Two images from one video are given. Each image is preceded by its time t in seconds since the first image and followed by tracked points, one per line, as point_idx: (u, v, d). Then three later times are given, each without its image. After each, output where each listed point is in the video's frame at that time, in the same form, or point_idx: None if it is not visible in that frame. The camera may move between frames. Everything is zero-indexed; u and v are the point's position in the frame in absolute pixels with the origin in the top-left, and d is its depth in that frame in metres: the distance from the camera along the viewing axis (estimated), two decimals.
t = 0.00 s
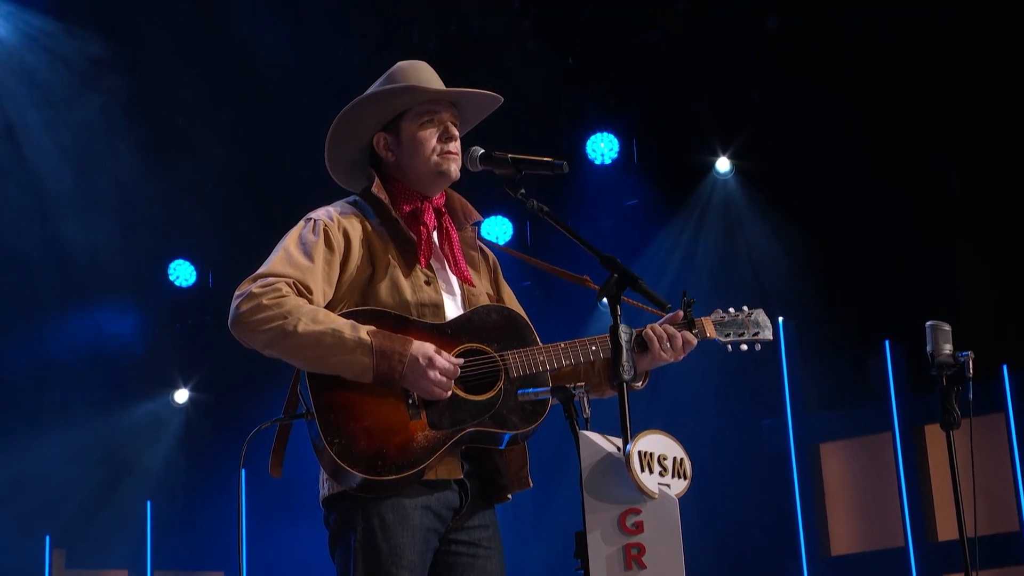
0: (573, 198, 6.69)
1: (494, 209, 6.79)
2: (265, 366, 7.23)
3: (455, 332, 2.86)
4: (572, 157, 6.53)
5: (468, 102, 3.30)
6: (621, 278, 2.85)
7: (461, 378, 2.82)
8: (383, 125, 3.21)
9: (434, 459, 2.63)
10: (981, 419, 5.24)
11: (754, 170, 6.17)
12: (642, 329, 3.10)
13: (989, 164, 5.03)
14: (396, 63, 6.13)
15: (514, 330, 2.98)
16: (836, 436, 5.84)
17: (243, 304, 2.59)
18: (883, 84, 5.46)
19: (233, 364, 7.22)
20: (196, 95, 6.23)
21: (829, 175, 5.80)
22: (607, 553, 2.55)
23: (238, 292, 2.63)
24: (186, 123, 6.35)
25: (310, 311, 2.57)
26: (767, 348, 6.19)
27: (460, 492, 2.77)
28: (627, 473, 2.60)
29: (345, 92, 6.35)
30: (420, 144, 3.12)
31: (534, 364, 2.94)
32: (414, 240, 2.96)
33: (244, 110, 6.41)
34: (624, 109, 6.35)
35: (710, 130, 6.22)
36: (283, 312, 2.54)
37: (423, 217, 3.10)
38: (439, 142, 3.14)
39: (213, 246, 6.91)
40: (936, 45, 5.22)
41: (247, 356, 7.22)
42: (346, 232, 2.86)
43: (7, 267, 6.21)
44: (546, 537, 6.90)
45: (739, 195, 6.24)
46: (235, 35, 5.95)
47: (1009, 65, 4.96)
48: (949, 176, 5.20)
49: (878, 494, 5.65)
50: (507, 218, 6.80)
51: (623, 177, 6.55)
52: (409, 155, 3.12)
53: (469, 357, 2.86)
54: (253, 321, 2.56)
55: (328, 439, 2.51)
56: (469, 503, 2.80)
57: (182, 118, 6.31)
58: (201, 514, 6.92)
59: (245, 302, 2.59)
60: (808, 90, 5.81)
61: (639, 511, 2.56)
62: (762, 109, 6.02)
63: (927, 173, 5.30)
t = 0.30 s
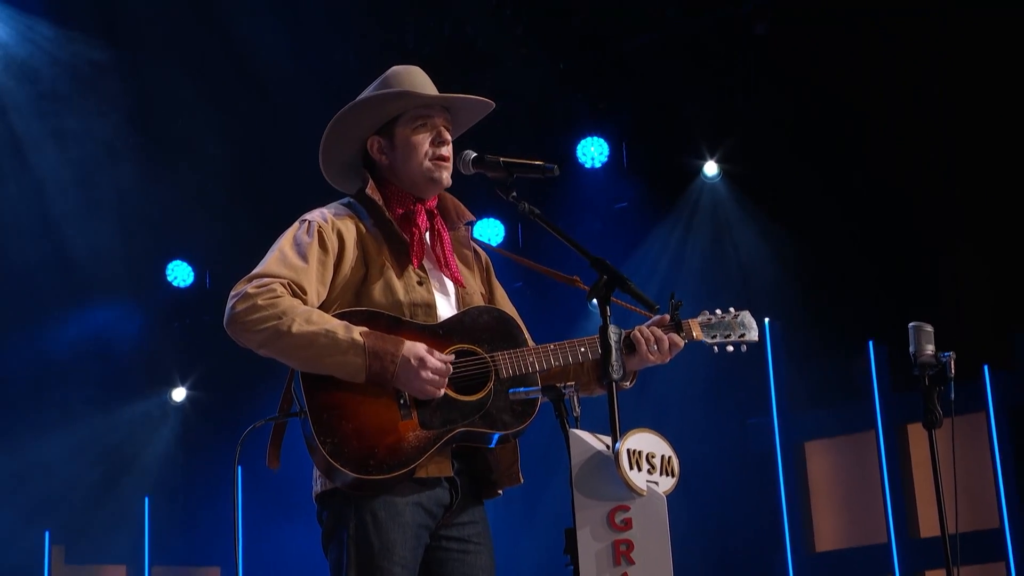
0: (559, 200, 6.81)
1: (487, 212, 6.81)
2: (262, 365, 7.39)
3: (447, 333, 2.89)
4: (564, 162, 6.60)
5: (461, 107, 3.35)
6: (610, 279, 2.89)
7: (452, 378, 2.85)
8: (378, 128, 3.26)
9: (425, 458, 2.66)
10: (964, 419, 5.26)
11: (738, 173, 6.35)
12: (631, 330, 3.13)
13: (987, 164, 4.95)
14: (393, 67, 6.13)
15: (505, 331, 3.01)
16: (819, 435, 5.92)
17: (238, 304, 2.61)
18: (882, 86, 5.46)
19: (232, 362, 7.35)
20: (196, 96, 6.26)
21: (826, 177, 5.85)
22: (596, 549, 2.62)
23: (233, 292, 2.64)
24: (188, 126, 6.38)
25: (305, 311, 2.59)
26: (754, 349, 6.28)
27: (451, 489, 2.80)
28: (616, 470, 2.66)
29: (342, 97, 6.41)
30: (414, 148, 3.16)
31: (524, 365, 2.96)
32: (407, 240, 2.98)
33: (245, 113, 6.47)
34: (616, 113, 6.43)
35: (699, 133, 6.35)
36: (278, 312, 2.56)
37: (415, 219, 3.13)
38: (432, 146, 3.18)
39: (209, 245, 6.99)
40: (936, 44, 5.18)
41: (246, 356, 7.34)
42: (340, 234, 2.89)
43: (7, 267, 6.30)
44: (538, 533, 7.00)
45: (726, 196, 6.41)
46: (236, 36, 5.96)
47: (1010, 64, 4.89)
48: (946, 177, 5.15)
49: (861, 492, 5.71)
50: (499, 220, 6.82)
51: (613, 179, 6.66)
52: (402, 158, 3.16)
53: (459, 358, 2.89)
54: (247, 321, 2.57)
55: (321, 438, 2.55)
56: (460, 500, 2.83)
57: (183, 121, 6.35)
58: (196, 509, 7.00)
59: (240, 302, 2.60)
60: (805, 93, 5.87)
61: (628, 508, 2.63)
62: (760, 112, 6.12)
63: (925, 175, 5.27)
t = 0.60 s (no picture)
0: (558, 196, 6.82)
1: (488, 208, 6.96)
2: (261, 361, 7.37)
3: (446, 327, 2.84)
4: (563, 159, 6.64)
5: (462, 105, 3.29)
6: (607, 274, 2.91)
7: (449, 373, 2.79)
8: (380, 125, 3.19)
9: (423, 450, 2.63)
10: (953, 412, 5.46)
11: (735, 171, 6.38)
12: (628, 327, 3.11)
13: (986, 164, 5.17)
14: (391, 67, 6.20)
15: (505, 326, 2.95)
16: (812, 427, 6.05)
17: (241, 298, 2.58)
18: (882, 86, 5.61)
19: (233, 357, 7.38)
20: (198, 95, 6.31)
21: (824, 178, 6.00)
22: (592, 538, 2.70)
23: (236, 285, 2.61)
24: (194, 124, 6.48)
25: (306, 306, 2.56)
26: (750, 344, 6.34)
27: (449, 480, 2.76)
28: (612, 461, 2.74)
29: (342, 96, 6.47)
30: (416, 145, 3.09)
31: (523, 360, 2.90)
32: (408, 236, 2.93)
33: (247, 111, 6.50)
34: (612, 113, 6.47)
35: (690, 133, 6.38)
36: (279, 307, 2.53)
37: (418, 214, 3.08)
38: (433, 143, 3.12)
39: (215, 241, 7.07)
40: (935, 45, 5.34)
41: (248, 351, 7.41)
42: (343, 228, 2.83)
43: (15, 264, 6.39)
44: (536, 520, 7.14)
45: (722, 193, 6.44)
46: (238, 36, 6.00)
47: (1008, 68, 5.10)
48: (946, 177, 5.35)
49: (852, 483, 5.87)
50: (498, 217, 6.96)
51: (609, 176, 6.68)
52: (404, 156, 3.09)
53: (457, 353, 2.83)
54: (250, 315, 2.54)
55: (320, 430, 2.53)
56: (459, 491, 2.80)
57: (187, 120, 6.42)
58: (202, 498, 7.14)
59: (243, 296, 2.57)
60: (804, 98, 5.98)
61: (624, 498, 2.70)
62: (759, 113, 6.16)
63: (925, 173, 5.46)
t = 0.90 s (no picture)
0: (558, 191, 6.90)
1: (487, 201, 7.00)
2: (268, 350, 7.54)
3: (448, 317, 2.92)
4: (563, 153, 6.77)
5: (463, 98, 3.36)
6: (607, 266, 2.99)
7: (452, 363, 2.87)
8: (383, 119, 3.26)
9: (426, 438, 2.70)
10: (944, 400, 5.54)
11: (733, 165, 6.48)
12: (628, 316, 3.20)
13: (986, 164, 5.27)
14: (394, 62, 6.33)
15: (506, 316, 3.03)
16: (807, 416, 6.14)
17: (247, 289, 2.65)
18: (881, 86, 5.71)
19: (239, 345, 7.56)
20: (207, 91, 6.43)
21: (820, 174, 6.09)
22: (591, 525, 2.79)
23: (242, 276, 2.69)
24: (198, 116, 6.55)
25: (311, 297, 2.63)
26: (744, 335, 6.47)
27: (452, 468, 2.84)
28: (610, 449, 2.82)
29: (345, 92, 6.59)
30: (419, 138, 3.17)
31: (523, 350, 2.98)
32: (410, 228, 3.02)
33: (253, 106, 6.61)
34: (609, 107, 6.61)
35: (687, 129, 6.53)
36: (285, 297, 2.61)
37: (420, 206, 3.13)
38: (437, 135, 3.19)
39: (219, 233, 7.22)
40: (936, 45, 5.46)
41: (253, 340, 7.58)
42: (347, 220, 2.91)
43: (27, 257, 6.37)
44: (534, 508, 7.25)
45: (719, 187, 6.53)
46: (247, 34, 6.12)
47: (1008, 70, 5.22)
48: (946, 177, 5.44)
49: (846, 470, 5.97)
50: (498, 209, 7.00)
51: (607, 170, 6.79)
52: (409, 149, 3.17)
53: (459, 343, 2.91)
54: (256, 305, 2.62)
55: (325, 418, 2.60)
56: (461, 477, 2.87)
57: (192, 113, 6.51)
58: (210, 486, 7.29)
59: (249, 287, 2.65)
60: (805, 96, 6.08)
61: (622, 485, 2.78)
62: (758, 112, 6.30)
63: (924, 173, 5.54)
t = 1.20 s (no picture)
0: (565, 183, 7.00)
1: (495, 196, 7.13)
2: (282, 343, 7.61)
3: (458, 310, 2.99)
4: (570, 148, 6.88)
5: (473, 93, 3.42)
6: (613, 258, 2.98)
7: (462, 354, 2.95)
8: (394, 114, 3.32)
9: (437, 428, 2.77)
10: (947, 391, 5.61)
11: (735, 159, 6.55)
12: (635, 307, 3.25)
13: (986, 164, 5.32)
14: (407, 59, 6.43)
15: (516, 309, 3.09)
16: (812, 406, 6.21)
17: (262, 281, 2.74)
18: (882, 85, 5.74)
19: (252, 337, 7.62)
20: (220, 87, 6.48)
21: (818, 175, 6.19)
22: (599, 512, 2.87)
23: (256, 270, 2.77)
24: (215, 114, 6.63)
25: (323, 289, 2.71)
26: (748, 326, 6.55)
27: (462, 457, 2.89)
28: (617, 438, 2.90)
29: (354, 88, 6.65)
30: (430, 133, 3.23)
31: (532, 341, 3.05)
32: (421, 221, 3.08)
33: (265, 103, 6.68)
34: (619, 102, 6.68)
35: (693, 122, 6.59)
36: (298, 289, 2.68)
37: (430, 201, 3.24)
38: (447, 131, 3.25)
39: (236, 226, 7.31)
40: (937, 45, 5.48)
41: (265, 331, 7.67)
42: (358, 214, 2.99)
43: (46, 254, 6.57)
44: (542, 496, 7.42)
45: (724, 180, 6.60)
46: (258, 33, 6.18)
47: (1009, 71, 5.24)
48: (947, 176, 5.49)
49: (849, 460, 6.05)
50: (508, 204, 7.14)
51: (614, 164, 6.87)
52: (420, 143, 3.24)
53: (470, 334, 2.98)
54: (271, 297, 2.70)
55: (338, 408, 2.67)
56: (471, 467, 2.91)
57: (212, 112, 6.60)
58: (224, 475, 7.44)
59: (264, 279, 2.73)
60: (807, 95, 6.15)
61: (629, 474, 2.87)
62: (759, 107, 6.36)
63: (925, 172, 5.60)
